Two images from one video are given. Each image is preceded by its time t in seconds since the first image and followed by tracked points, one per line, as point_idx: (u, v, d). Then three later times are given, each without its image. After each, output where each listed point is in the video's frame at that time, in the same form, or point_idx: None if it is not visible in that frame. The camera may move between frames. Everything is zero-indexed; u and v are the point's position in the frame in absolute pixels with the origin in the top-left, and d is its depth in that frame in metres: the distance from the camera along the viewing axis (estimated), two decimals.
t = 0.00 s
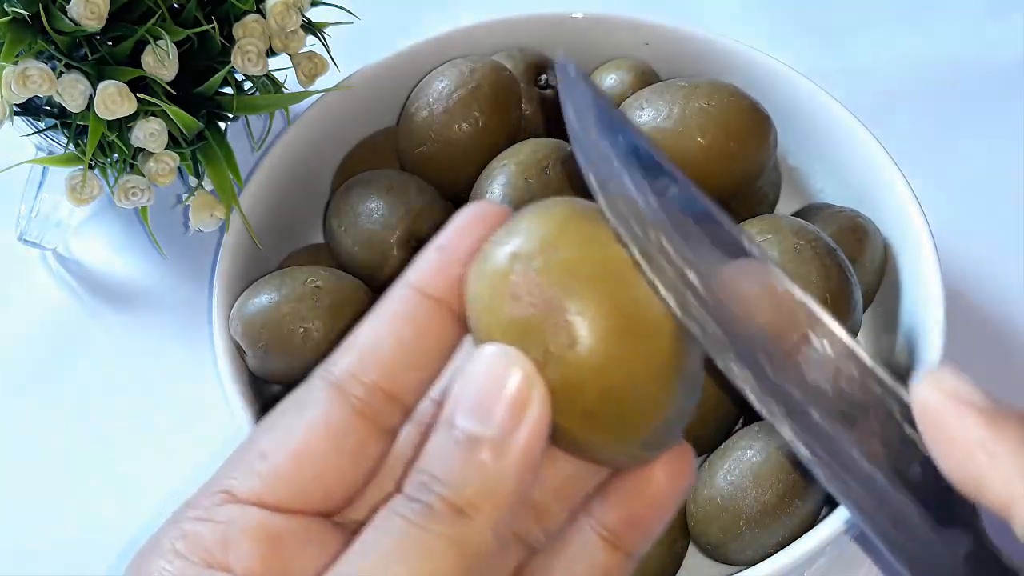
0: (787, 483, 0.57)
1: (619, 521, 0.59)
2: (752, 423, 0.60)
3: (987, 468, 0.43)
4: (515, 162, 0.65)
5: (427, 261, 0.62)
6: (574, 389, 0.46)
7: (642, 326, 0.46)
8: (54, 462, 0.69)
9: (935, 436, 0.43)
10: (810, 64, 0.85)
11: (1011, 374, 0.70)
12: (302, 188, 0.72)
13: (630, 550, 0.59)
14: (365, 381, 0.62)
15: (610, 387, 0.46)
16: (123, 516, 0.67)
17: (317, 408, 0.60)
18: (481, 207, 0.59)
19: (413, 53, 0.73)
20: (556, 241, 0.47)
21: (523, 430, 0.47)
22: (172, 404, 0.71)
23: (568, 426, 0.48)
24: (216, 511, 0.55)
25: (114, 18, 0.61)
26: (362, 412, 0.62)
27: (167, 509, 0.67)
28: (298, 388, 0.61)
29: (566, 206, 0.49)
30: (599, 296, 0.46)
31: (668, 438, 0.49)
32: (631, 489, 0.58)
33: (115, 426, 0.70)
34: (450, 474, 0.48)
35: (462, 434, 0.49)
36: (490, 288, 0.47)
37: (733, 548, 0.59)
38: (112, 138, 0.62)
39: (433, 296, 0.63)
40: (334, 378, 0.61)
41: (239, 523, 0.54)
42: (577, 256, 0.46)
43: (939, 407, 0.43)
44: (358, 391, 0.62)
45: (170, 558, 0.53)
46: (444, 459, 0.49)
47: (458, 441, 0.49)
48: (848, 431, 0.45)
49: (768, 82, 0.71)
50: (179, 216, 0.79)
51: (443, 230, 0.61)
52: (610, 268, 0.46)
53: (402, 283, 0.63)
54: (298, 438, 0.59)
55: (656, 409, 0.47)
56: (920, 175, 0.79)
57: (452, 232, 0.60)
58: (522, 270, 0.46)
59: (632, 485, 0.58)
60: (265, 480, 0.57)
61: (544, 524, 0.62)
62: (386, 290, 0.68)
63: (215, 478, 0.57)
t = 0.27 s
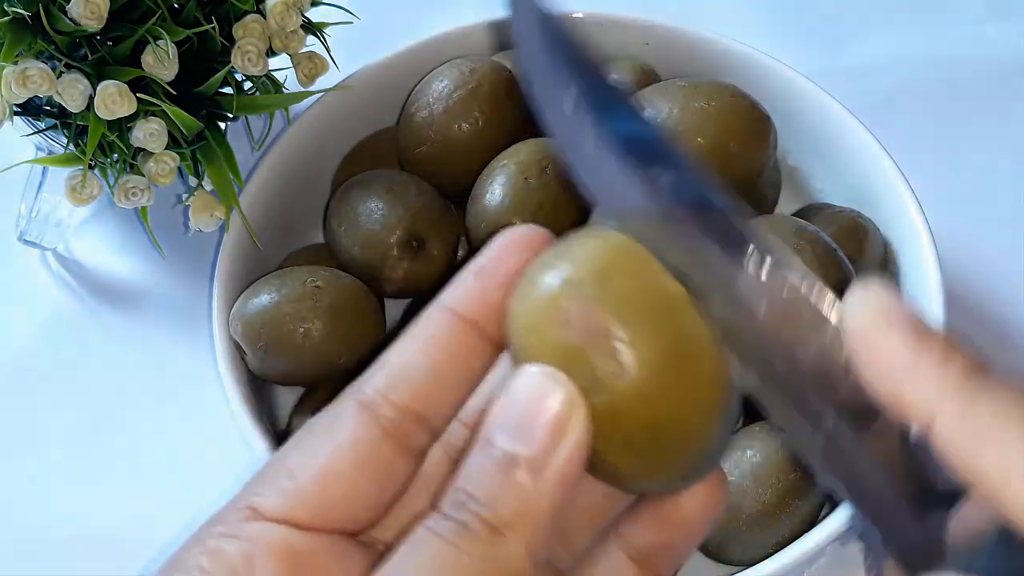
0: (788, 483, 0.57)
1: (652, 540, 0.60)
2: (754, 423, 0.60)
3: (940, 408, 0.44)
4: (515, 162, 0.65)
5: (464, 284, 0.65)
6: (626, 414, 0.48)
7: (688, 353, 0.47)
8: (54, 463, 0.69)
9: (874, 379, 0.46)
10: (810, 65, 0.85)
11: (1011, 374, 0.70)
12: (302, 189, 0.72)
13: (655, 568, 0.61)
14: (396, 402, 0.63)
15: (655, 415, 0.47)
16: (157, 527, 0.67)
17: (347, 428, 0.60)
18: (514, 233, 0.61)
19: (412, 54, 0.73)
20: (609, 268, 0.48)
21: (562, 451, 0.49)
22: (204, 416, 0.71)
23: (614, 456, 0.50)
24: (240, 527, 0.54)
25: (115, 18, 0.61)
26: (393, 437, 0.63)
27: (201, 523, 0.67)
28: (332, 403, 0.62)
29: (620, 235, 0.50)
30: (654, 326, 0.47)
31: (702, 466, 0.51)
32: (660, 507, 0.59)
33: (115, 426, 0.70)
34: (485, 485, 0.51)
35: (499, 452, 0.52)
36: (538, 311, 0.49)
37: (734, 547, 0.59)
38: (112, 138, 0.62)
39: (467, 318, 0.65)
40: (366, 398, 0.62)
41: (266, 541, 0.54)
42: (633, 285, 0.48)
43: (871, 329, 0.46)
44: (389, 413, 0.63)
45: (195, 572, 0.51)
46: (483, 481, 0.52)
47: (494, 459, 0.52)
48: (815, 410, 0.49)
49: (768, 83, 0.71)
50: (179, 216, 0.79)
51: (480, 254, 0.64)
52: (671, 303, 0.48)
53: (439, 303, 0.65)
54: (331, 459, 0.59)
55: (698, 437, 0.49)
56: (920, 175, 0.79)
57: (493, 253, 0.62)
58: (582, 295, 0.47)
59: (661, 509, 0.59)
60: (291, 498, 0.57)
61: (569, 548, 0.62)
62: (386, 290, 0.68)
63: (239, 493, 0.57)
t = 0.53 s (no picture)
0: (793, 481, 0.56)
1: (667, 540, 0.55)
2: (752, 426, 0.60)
3: (985, 488, 0.47)
4: (515, 162, 0.65)
5: (478, 274, 0.59)
6: (614, 407, 0.43)
7: (695, 336, 0.43)
8: (54, 463, 0.69)
9: (909, 436, 0.47)
10: (811, 65, 0.85)
11: (1011, 375, 0.70)
12: (302, 189, 0.72)
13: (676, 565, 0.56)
14: (410, 397, 0.59)
15: (658, 413, 0.43)
16: (153, 533, 0.67)
17: (361, 427, 0.57)
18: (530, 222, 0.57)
19: (413, 53, 0.73)
20: (611, 252, 0.44)
21: (584, 442, 0.45)
22: (174, 402, 0.71)
23: (627, 448, 0.44)
24: (256, 520, 0.53)
25: (115, 18, 0.61)
26: (409, 429, 0.59)
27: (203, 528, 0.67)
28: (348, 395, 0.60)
29: (621, 218, 0.46)
30: (653, 311, 0.43)
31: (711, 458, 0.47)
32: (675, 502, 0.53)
33: (115, 426, 0.70)
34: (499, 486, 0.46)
35: (515, 445, 0.46)
36: (550, 301, 0.44)
37: (733, 547, 0.59)
38: (112, 138, 0.62)
39: (482, 310, 0.60)
40: (378, 391, 0.59)
41: (282, 533, 0.52)
42: (633, 268, 0.43)
43: (916, 415, 0.47)
44: (404, 407, 0.59)
45: (214, 566, 0.49)
46: (498, 475, 0.46)
47: (508, 451, 0.46)
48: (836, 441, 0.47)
49: (768, 83, 0.71)
50: (179, 216, 0.79)
51: (490, 241, 0.59)
52: (670, 282, 0.43)
53: (450, 297, 0.60)
54: (351, 451, 0.57)
55: (713, 431, 0.44)
56: (920, 175, 0.79)
57: (503, 243, 0.57)
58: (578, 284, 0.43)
59: (687, 501, 0.53)
60: (310, 492, 0.55)
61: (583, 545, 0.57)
62: (386, 289, 0.68)
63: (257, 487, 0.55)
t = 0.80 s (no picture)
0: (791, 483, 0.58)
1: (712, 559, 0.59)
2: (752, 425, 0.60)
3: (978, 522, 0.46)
4: (515, 162, 0.65)
5: (508, 303, 0.62)
6: (662, 435, 0.45)
7: (728, 377, 0.45)
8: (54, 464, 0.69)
9: (886, 413, 0.46)
10: (810, 64, 0.85)
11: (1011, 375, 0.70)
12: (302, 189, 0.72)
13: None
14: (435, 420, 0.61)
15: (699, 442, 0.45)
16: (170, 541, 0.66)
17: (388, 445, 0.59)
18: (562, 253, 0.60)
19: (413, 53, 0.73)
20: (647, 286, 0.46)
21: (601, 472, 0.47)
22: (174, 402, 0.71)
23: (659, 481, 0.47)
24: (283, 541, 0.54)
25: (115, 18, 0.61)
26: (432, 454, 0.60)
27: (230, 547, 0.66)
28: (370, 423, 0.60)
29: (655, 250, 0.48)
30: (690, 344, 0.45)
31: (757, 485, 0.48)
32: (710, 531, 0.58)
33: (115, 426, 0.70)
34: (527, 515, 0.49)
35: (539, 471, 0.49)
36: (586, 335, 0.46)
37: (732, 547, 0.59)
38: (112, 138, 0.62)
39: (509, 336, 0.63)
40: (406, 416, 0.60)
41: (307, 555, 0.53)
42: (669, 302, 0.45)
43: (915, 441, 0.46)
44: (428, 430, 0.60)
45: None
46: (521, 500, 0.49)
47: (534, 478, 0.49)
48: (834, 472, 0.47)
49: (768, 83, 0.71)
50: (179, 216, 0.79)
51: (524, 272, 0.62)
52: (711, 322, 0.45)
53: (480, 323, 0.63)
54: (374, 473, 0.58)
55: (753, 460, 0.46)
56: (920, 174, 0.79)
57: (534, 273, 0.61)
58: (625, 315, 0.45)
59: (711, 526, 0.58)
60: (332, 513, 0.55)
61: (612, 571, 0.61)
62: (386, 289, 0.68)
63: (283, 508, 0.56)
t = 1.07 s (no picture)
0: (791, 480, 0.57)
1: (530, 444, 0.54)
2: (753, 427, 0.60)
3: None
4: (516, 162, 0.65)
5: (315, 222, 0.55)
6: (456, 320, 0.42)
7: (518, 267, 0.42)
8: (54, 464, 0.69)
9: None
10: (809, 64, 0.85)
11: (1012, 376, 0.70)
12: (303, 189, 0.72)
13: (545, 470, 0.55)
14: (260, 338, 0.56)
15: (475, 328, 0.42)
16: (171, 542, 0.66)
17: (218, 372, 0.55)
18: (356, 169, 0.52)
19: (413, 54, 0.72)
20: (435, 188, 0.43)
21: (379, 362, 0.45)
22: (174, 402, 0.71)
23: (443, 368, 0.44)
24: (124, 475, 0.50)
25: (115, 18, 0.61)
26: (261, 367, 0.56)
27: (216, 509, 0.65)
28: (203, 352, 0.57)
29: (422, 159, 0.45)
30: (480, 243, 0.42)
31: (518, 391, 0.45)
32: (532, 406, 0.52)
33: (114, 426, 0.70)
34: (324, 416, 0.46)
35: (333, 377, 0.46)
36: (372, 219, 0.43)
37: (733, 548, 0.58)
38: (112, 138, 0.62)
39: (323, 256, 0.55)
40: (231, 339, 0.56)
41: (155, 484, 0.49)
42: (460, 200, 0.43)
43: None
44: (254, 346, 0.56)
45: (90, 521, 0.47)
46: (321, 402, 0.46)
47: (331, 384, 0.46)
48: None
49: (767, 83, 0.72)
50: (179, 217, 0.79)
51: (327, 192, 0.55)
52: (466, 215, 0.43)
53: (294, 245, 0.56)
54: (212, 389, 0.54)
55: (533, 356, 0.43)
56: (919, 175, 0.79)
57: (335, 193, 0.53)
58: (414, 199, 0.43)
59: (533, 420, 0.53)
60: (178, 439, 0.52)
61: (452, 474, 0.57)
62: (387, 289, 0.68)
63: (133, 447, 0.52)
